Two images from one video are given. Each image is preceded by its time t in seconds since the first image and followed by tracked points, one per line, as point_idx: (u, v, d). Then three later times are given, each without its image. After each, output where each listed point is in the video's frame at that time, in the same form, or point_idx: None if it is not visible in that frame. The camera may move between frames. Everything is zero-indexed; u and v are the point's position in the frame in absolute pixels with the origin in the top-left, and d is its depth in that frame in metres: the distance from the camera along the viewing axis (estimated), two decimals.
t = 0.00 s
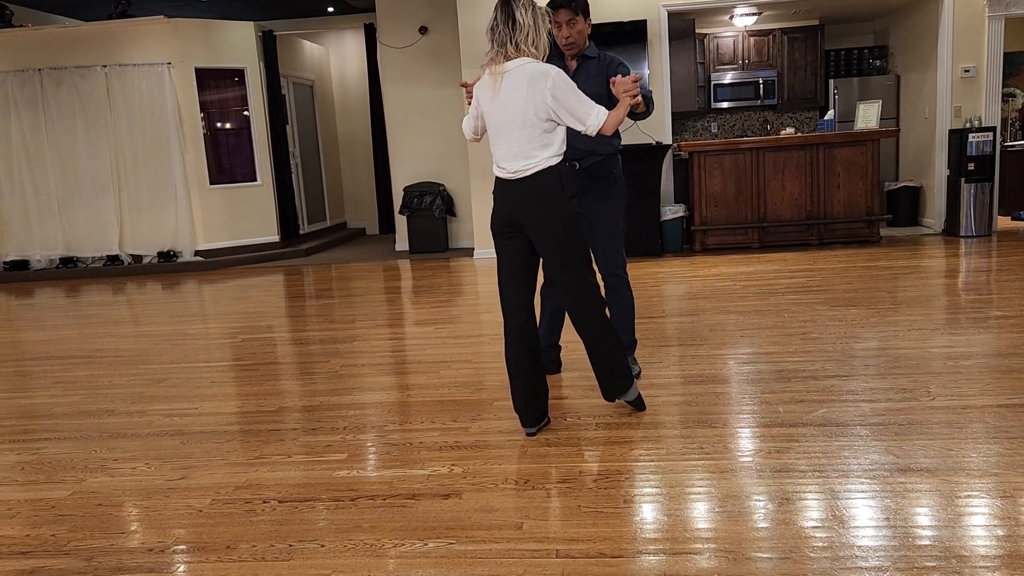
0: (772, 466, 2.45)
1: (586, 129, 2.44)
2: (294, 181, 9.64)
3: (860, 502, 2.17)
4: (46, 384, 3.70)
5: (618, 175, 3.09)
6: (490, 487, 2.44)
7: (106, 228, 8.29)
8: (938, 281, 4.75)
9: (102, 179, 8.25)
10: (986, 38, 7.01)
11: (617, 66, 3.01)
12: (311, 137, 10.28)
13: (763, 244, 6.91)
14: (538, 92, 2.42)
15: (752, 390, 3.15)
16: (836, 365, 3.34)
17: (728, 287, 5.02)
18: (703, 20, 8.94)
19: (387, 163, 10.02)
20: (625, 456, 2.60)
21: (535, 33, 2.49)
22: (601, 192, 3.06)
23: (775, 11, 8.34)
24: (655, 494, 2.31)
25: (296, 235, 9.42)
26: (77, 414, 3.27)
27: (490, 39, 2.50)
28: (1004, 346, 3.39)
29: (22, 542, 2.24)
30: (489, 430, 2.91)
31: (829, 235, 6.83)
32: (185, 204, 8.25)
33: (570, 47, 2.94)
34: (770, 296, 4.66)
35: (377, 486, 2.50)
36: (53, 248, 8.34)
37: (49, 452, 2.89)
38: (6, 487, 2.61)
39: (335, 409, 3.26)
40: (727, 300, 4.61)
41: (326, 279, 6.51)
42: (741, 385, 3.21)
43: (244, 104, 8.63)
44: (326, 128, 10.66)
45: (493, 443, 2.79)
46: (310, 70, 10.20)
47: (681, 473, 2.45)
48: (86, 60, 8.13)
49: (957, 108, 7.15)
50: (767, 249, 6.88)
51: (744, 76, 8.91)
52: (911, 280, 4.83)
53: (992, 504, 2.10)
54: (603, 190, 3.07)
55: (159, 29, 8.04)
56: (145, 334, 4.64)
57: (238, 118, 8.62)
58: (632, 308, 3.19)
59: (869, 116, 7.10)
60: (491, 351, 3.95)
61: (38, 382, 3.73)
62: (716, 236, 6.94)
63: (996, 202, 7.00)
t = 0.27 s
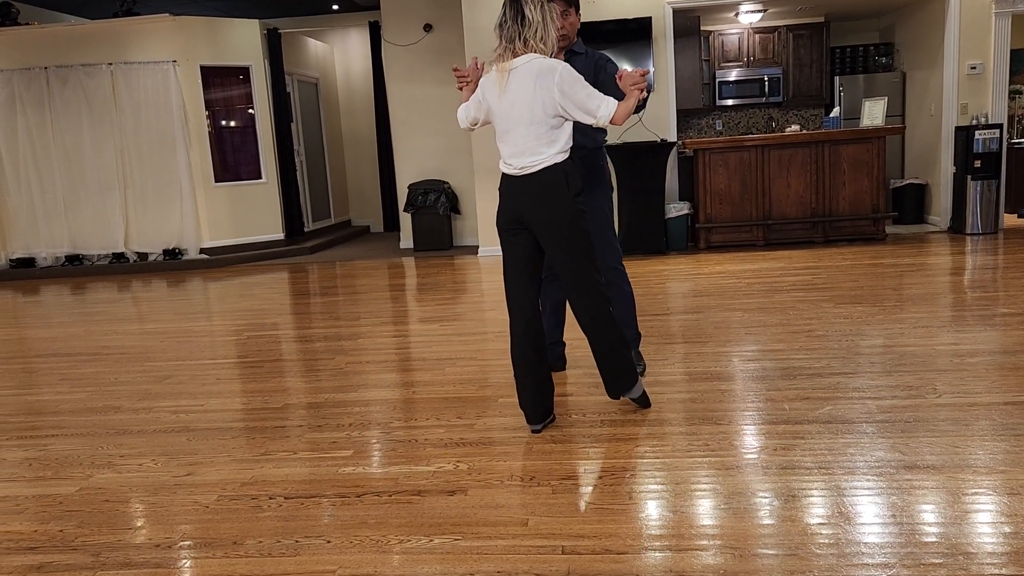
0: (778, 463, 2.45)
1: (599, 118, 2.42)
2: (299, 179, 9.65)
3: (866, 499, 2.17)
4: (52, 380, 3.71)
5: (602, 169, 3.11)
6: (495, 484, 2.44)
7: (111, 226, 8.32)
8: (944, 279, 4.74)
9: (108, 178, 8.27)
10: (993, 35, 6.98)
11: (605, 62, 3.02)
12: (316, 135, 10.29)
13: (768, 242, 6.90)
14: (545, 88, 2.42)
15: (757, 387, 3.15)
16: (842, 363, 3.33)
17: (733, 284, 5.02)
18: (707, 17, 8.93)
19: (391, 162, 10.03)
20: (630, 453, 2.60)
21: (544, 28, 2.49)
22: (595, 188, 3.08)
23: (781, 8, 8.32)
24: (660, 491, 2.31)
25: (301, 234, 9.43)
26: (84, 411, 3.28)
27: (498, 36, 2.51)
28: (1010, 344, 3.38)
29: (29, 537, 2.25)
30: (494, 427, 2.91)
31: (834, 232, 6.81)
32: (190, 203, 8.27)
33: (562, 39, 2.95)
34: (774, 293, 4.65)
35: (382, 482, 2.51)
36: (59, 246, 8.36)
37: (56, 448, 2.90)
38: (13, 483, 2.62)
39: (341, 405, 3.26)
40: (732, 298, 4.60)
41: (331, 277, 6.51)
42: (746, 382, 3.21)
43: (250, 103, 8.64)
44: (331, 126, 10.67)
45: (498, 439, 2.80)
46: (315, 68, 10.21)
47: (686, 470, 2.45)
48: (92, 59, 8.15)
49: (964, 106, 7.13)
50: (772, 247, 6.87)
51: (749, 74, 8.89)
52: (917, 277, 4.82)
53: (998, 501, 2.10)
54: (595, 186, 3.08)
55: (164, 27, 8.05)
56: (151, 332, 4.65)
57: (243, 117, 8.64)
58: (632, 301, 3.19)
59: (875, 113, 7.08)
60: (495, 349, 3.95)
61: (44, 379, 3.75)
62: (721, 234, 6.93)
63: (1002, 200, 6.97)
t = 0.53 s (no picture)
0: (786, 461, 2.44)
1: (599, 120, 2.42)
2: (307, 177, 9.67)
3: (874, 496, 2.16)
4: (62, 378, 3.73)
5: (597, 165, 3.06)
6: (503, 481, 2.45)
7: (120, 224, 8.36)
8: (953, 276, 4.72)
9: (116, 176, 8.31)
10: (1002, 30, 6.94)
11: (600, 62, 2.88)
12: (323, 133, 10.30)
13: (776, 239, 6.87)
14: (552, 86, 2.43)
15: (764, 384, 3.14)
16: (850, 360, 3.32)
17: (741, 282, 5.00)
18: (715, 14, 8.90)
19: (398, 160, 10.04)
20: (636, 451, 2.60)
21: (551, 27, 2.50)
22: (598, 186, 3.05)
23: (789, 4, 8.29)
24: (668, 488, 2.31)
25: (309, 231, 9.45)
26: (93, 408, 3.30)
27: (505, 34, 2.51)
28: (1020, 341, 3.36)
29: (39, 534, 2.26)
30: (501, 425, 2.92)
31: (842, 229, 6.79)
32: (198, 202, 8.30)
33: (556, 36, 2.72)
34: (782, 291, 4.64)
35: (390, 479, 2.51)
36: (68, 245, 8.41)
37: (65, 445, 2.92)
38: (23, 480, 2.64)
39: (348, 403, 3.27)
40: (739, 295, 4.59)
41: (339, 275, 6.53)
42: (754, 379, 3.20)
43: (257, 101, 8.66)
44: (338, 124, 10.69)
45: (505, 437, 2.80)
46: (322, 66, 10.23)
47: (694, 467, 2.45)
48: (100, 57, 8.18)
49: (973, 102, 7.09)
50: (780, 244, 6.85)
51: (756, 70, 8.86)
52: (925, 275, 4.80)
53: (1007, 499, 2.09)
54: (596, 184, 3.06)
55: (172, 26, 8.08)
56: (160, 329, 4.67)
57: (251, 115, 8.66)
58: (637, 296, 3.18)
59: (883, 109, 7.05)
60: (502, 346, 3.96)
61: (54, 376, 3.77)
62: (729, 231, 6.91)
63: (1012, 196, 6.93)
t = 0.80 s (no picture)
0: (797, 457, 2.44)
1: (595, 124, 2.40)
2: (318, 174, 9.70)
3: (886, 492, 2.16)
4: (76, 375, 3.75)
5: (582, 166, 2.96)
6: (514, 477, 2.45)
7: (133, 222, 8.42)
8: (965, 272, 4.69)
9: (128, 175, 8.36)
10: (1017, 23, 6.88)
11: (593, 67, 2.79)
12: (333, 130, 10.32)
13: (787, 235, 6.85)
14: (557, 82, 2.43)
15: (775, 380, 3.13)
16: (862, 356, 3.30)
17: (752, 278, 4.99)
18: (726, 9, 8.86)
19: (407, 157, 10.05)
20: (646, 447, 2.60)
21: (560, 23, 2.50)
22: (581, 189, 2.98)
23: None
24: (679, 485, 2.31)
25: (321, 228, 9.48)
26: (106, 405, 3.32)
27: (514, 31, 2.49)
28: None
29: (55, 529, 2.28)
30: (511, 421, 2.92)
31: (854, 225, 6.75)
32: (209, 200, 8.34)
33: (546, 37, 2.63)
34: (793, 287, 4.62)
35: (401, 475, 2.52)
36: (82, 243, 8.48)
37: (80, 442, 2.94)
38: (38, 476, 2.66)
39: (360, 399, 3.28)
40: (750, 291, 4.58)
41: (349, 272, 6.55)
42: (765, 375, 3.20)
43: (268, 98, 8.69)
44: (348, 122, 10.71)
45: (516, 433, 2.81)
46: (332, 64, 10.24)
47: (704, 463, 2.45)
48: (112, 56, 8.23)
49: (986, 96, 7.04)
50: (791, 239, 6.82)
51: (767, 66, 8.82)
52: (938, 270, 4.77)
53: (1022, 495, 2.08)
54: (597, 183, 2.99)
55: (183, 24, 8.10)
56: (172, 327, 4.70)
57: (261, 113, 8.68)
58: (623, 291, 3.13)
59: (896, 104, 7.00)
60: (512, 343, 3.96)
61: (67, 373, 3.80)
62: (739, 227, 6.89)
63: None
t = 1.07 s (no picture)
0: (815, 454, 2.42)
1: (610, 124, 2.39)
2: (332, 173, 9.73)
3: (905, 489, 2.14)
4: (96, 373, 3.79)
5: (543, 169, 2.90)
6: (530, 473, 2.45)
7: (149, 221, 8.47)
8: (984, 267, 4.64)
9: (145, 174, 8.41)
10: None
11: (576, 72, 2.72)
12: (348, 129, 10.35)
13: (803, 230, 6.81)
14: (574, 78, 2.42)
15: (792, 377, 3.12)
16: (880, 352, 3.28)
17: (767, 274, 4.96)
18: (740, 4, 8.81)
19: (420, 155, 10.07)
20: (661, 444, 2.59)
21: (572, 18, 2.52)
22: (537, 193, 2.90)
23: None
24: (695, 481, 2.30)
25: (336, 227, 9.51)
26: (126, 402, 3.35)
27: (529, 29, 2.48)
28: None
29: (77, 525, 2.31)
30: (527, 418, 2.92)
31: (871, 220, 6.71)
32: (224, 198, 8.38)
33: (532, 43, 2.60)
34: (809, 283, 4.60)
35: (418, 472, 2.53)
36: (99, 242, 8.55)
37: (100, 439, 2.97)
38: (59, 472, 2.69)
39: (376, 396, 3.30)
40: (766, 287, 4.56)
41: (364, 270, 6.57)
42: (781, 371, 3.18)
43: (282, 97, 8.72)
44: (362, 120, 10.72)
45: (532, 429, 2.81)
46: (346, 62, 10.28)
47: (720, 460, 2.44)
48: (128, 56, 8.29)
49: (1005, 89, 6.96)
50: (807, 235, 6.78)
51: (782, 60, 8.76)
52: (956, 265, 4.73)
53: None
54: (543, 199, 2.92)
55: (199, 24, 8.15)
56: (189, 324, 4.73)
57: (276, 111, 8.71)
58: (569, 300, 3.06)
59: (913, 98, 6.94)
60: (527, 340, 3.96)
61: (87, 371, 3.83)
62: (755, 223, 6.85)
63: None
